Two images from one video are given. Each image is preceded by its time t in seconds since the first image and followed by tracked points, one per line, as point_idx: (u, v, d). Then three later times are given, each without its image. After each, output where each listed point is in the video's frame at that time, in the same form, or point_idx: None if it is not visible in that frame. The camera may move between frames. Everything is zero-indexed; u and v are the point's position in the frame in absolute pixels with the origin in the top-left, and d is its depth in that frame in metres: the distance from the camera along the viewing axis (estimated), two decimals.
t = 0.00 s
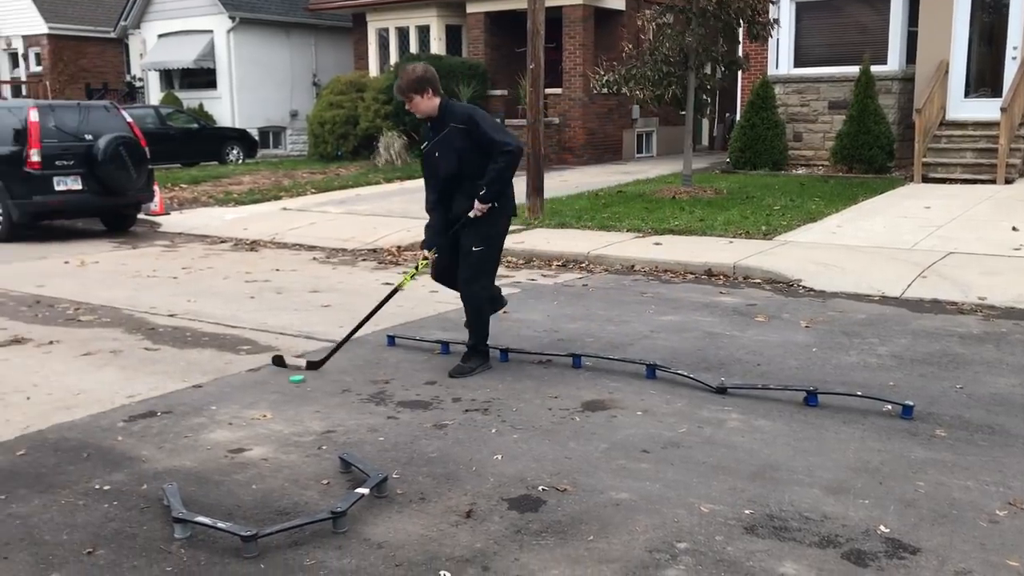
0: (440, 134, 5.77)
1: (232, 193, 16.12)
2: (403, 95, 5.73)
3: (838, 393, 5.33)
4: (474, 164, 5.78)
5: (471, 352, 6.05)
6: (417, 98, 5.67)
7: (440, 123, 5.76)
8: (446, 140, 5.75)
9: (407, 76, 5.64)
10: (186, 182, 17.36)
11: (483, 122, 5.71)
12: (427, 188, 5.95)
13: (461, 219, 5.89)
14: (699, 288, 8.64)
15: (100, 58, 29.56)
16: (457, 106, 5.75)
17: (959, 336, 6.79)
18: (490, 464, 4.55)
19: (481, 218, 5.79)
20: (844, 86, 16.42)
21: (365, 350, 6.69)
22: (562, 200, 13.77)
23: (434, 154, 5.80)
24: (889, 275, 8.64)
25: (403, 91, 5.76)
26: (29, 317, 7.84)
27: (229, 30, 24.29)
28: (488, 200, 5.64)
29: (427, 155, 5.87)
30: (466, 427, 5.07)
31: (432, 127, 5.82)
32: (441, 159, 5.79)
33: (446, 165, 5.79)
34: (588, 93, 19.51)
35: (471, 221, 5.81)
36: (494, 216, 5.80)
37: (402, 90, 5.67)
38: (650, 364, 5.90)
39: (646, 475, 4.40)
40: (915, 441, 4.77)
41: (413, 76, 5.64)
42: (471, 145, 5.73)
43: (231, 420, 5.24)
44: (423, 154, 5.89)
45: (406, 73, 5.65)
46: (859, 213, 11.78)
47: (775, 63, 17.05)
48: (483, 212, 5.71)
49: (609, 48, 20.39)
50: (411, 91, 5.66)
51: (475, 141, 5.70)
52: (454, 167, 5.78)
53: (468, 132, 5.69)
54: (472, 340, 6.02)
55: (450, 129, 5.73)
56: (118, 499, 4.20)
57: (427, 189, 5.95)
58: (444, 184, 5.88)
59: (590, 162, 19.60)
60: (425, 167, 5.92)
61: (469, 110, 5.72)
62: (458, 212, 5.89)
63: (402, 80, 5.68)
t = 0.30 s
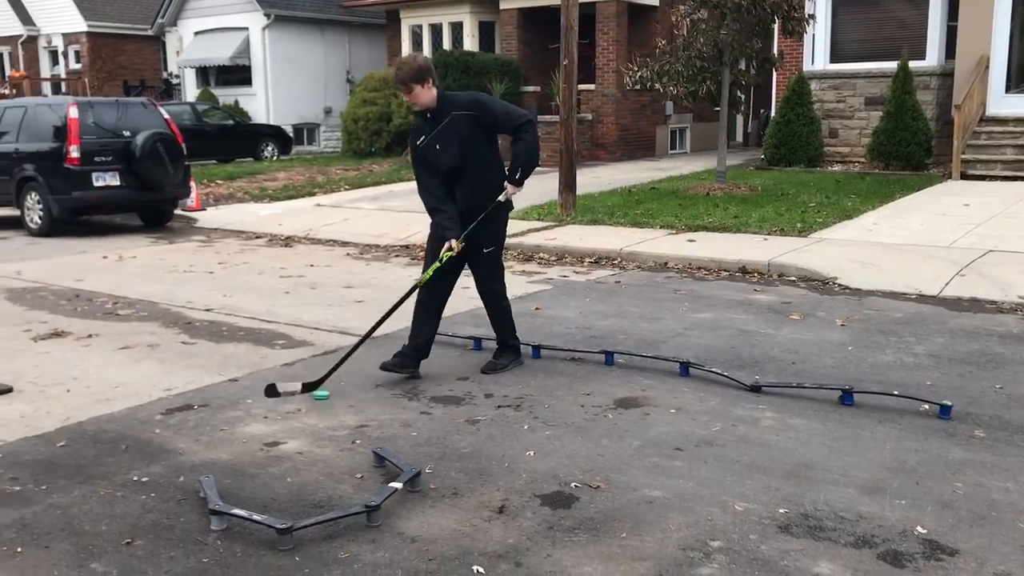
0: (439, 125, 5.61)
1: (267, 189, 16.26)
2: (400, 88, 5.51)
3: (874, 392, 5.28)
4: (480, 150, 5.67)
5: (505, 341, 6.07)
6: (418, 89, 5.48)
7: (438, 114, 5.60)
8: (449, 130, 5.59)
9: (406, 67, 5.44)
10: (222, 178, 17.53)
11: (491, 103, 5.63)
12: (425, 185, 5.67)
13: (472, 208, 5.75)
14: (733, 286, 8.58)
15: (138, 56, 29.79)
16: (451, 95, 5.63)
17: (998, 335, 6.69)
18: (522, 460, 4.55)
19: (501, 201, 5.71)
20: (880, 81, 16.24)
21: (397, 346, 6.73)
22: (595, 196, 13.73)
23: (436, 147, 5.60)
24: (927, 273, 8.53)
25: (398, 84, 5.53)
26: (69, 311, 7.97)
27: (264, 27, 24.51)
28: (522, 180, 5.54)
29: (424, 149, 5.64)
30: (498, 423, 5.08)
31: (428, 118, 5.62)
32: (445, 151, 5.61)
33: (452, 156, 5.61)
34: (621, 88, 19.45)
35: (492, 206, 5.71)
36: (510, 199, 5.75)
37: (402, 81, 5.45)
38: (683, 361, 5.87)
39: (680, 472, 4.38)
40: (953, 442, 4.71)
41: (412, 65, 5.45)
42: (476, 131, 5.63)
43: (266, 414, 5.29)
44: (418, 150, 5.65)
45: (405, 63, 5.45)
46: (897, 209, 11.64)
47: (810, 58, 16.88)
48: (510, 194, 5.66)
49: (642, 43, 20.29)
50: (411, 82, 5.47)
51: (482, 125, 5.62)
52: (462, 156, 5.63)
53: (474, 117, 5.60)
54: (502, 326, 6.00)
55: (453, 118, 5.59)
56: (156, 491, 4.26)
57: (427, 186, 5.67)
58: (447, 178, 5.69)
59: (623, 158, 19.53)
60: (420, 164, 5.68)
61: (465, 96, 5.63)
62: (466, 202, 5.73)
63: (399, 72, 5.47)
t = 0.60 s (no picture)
0: (430, 126, 5.27)
1: (297, 187, 16.37)
2: (392, 87, 5.13)
3: (907, 392, 5.23)
4: (471, 152, 5.40)
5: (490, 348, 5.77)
6: (412, 89, 5.15)
7: (428, 115, 5.27)
8: (441, 131, 5.28)
9: (403, 66, 5.08)
10: (253, 176, 17.67)
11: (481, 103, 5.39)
12: (414, 190, 5.33)
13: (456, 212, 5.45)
14: (763, 285, 8.52)
15: (170, 55, 30.25)
16: (439, 94, 5.33)
17: None
18: (551, 458, 4.55)
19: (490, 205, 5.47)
20: (914, 78, 16.06)
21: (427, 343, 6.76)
22: (624, 194, 13.70)
23: (428, 149, 5.27)
24: (961, 273, 8.43)
25: (388, 83, 5.13)
26: (103, 307, 8.07)
27: (295, 26, 24.69)
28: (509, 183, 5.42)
29: (414, 151, 5.29)
30: (527, 421, 5.09)
31: (417, 118, 5.28)
32: (438, 154, 5.29)
33: (444, 158, 5.31)
34: (651, 86, 19.38)
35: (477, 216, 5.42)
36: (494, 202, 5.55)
37: (398, 79, 5.09)
38: (714, 360, 5.84)
39: (710, 472, 4.36)
40: (989, 443, 4.65)
41: (406, 63, 5.11)
42: (467, 132, 5.36)
43: (297, 410, 5.33)
44: (408, 152, 5.29)
45: (400, 61, 5.09)
46: (930, 208, 11.51)
47: (843, 56, 16.73)
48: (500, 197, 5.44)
49: (672, 41, 20.20)
50: (406, 81, 5.11)
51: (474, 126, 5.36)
52: (454, 159, 5.34)
53: (467, 118, 5.34)
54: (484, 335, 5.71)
55: (446, 117, 5.29)
56: (188, 485, 4.31)
57: (415, 191, 5.33)
58: (435, 181, 5.37)
59: (652, 156, 19.46)
60: (409, 167, 5.33)
61: (454, 96, 5.35)
62: (453, 207, 5.43)
63: (392, 71, 5.09)
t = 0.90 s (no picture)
0: (437, 125, 5.11)
1: (322, 186, 16.45)
2: (410, 83, 4.96)
3: (934, 393, 5.19)
4: (472, 154, 5.28)
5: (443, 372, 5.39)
6: (426, 85, 5.01)
7: (435, 114, 5.11)
8: (447, 131, 5.13)
9: (420, 61, 4.94)
10: (278, 175, 17.80)
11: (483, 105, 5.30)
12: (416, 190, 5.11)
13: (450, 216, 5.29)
14: (788, 284, 8.47)
15: (197, 55, 30.48)
16: (446, 94, 5.19)
17: None
18: (575, 457, 4.56)
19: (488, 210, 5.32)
20: (942, 76, 15.91)
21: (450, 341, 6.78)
22: (647, 193, 13.67)
23: (434, 149, 5.10)
24: (989, 273, 8.34)
25: (405, 79, 4.95)
26: (130, 305, 8.16)
27: (320, 26, 24.81)
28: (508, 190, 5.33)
29: (419, 150, 5.11)
30: (550, 420, 5.09)
31: (424, 116, 5.11)
32: (444, 154, 5.13)
33: (449, 158, 5.15)
34: (675, 85, 19.31)
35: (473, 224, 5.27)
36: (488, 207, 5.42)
37: (413, 73, 4.93)
38: (738, 360, 5.82)
39: (734, 472, 4.35)
40: (1017, 445, 4.61)
41: (421, 58, 4.97)
42: (471, 133, 5.24)
43: (322, 408, 5.37)
44: (413, 151, 5.09)
45: (415, 55, 4.94)
46: (958, 207, 11.40)
47: (869, 54, 16.58)
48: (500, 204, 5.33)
49: (696, 39, 20.12)
50: (421, 77, 4.97)
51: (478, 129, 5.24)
52: (458, 161, 5.19)
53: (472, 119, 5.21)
54: (445, 353, 5.36)
55: (453, 117, 5.14)
56: (214, 482, 4.35)
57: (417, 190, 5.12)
58: (437, 183, 5.19)
59: (676, 155, 19.40)
60: (411, 167, 5.13)
61: (460, 96, 5.22)
62: (453, 209, 5.26)
63: (410, 66, 4.92)
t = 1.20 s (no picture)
0: (427, 123, 4.94)
1: (339, 182, 16.49)
2: (408, 79, 4.76)
3: (955, 390, 5.14)
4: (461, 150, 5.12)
5: (460, 366, 5.32)
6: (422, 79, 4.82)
7: (424, 112, 4.94)
8: (437, 128, 4.96)
9: (417, 55, 4.73)
10: (296, 171, 17.86)
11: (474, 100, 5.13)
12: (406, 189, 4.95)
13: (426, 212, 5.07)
14: (808, 280, 8.42)
15: (215, 52, 30.60)
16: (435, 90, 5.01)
17: None
18: (592, 454, 4.55)
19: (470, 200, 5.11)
20: (964, 70, 15.77)
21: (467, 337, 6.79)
22: (665, 189, 13.62)
23: (424, 147, 4.95)
24: (1012, 269, 8.25)
25: (402, 76, 4.74)
26: (149, 301, 8.20)
27: (337, 23, 24.85)
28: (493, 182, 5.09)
29: (407, 149, 4.93)
30: (568, 416, 5.09)
31: (413, 114, 4.93)
32: (434, 153, 4.98)
33: (439, 157, 5.00)
34: (694, 80, 19.22)
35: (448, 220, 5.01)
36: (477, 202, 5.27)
37: (413, 68, 4.74)
38: (756, 356, 5.79)
39: (752, 469, 4.33)
40: None
41: (421, 53, 4.78)
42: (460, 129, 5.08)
43: (339, 403, 5.38)
44: (402, 150, 4.91)
45: (416, 49, 4.74)
46: (981, 203, 11.28)
47: (889, 48, 16.43)
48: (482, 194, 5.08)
49: (715, 34, 20.03)
50: (421, 72, 4.78)
51: (468, 126, 5.08)
52: (448, 159, 5.05)
53: (463, 115, 5.04)
54: (457, 350, 5.28)
55: (444, 114, 4.98)
56: (232, 477, 4.37)
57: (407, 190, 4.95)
58: (425, 181, 5.06)
59: (694, 150, 19.33)
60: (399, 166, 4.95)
61: (449, 91, 5.04)
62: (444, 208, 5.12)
63: (407, 62, 4.71)
